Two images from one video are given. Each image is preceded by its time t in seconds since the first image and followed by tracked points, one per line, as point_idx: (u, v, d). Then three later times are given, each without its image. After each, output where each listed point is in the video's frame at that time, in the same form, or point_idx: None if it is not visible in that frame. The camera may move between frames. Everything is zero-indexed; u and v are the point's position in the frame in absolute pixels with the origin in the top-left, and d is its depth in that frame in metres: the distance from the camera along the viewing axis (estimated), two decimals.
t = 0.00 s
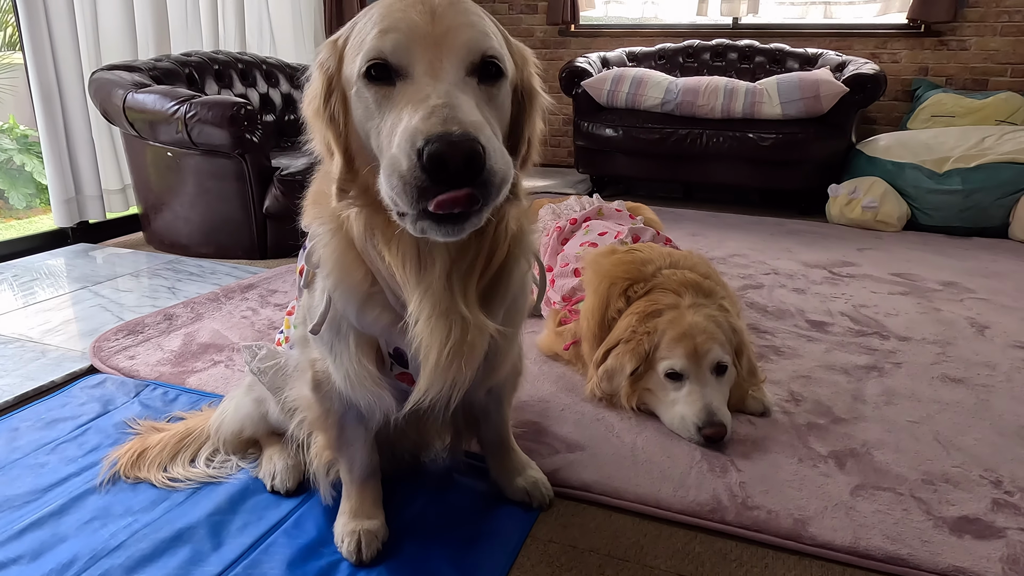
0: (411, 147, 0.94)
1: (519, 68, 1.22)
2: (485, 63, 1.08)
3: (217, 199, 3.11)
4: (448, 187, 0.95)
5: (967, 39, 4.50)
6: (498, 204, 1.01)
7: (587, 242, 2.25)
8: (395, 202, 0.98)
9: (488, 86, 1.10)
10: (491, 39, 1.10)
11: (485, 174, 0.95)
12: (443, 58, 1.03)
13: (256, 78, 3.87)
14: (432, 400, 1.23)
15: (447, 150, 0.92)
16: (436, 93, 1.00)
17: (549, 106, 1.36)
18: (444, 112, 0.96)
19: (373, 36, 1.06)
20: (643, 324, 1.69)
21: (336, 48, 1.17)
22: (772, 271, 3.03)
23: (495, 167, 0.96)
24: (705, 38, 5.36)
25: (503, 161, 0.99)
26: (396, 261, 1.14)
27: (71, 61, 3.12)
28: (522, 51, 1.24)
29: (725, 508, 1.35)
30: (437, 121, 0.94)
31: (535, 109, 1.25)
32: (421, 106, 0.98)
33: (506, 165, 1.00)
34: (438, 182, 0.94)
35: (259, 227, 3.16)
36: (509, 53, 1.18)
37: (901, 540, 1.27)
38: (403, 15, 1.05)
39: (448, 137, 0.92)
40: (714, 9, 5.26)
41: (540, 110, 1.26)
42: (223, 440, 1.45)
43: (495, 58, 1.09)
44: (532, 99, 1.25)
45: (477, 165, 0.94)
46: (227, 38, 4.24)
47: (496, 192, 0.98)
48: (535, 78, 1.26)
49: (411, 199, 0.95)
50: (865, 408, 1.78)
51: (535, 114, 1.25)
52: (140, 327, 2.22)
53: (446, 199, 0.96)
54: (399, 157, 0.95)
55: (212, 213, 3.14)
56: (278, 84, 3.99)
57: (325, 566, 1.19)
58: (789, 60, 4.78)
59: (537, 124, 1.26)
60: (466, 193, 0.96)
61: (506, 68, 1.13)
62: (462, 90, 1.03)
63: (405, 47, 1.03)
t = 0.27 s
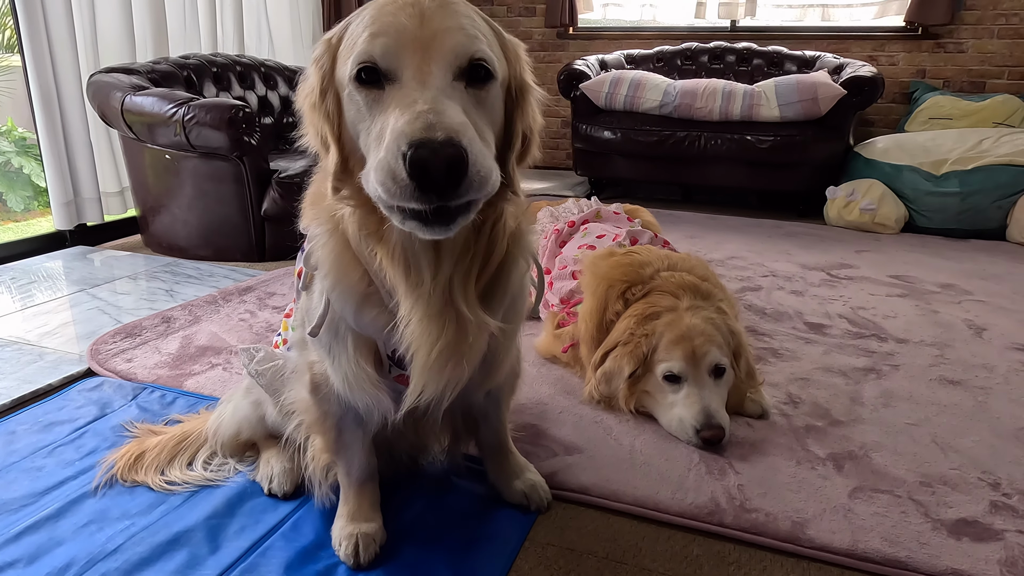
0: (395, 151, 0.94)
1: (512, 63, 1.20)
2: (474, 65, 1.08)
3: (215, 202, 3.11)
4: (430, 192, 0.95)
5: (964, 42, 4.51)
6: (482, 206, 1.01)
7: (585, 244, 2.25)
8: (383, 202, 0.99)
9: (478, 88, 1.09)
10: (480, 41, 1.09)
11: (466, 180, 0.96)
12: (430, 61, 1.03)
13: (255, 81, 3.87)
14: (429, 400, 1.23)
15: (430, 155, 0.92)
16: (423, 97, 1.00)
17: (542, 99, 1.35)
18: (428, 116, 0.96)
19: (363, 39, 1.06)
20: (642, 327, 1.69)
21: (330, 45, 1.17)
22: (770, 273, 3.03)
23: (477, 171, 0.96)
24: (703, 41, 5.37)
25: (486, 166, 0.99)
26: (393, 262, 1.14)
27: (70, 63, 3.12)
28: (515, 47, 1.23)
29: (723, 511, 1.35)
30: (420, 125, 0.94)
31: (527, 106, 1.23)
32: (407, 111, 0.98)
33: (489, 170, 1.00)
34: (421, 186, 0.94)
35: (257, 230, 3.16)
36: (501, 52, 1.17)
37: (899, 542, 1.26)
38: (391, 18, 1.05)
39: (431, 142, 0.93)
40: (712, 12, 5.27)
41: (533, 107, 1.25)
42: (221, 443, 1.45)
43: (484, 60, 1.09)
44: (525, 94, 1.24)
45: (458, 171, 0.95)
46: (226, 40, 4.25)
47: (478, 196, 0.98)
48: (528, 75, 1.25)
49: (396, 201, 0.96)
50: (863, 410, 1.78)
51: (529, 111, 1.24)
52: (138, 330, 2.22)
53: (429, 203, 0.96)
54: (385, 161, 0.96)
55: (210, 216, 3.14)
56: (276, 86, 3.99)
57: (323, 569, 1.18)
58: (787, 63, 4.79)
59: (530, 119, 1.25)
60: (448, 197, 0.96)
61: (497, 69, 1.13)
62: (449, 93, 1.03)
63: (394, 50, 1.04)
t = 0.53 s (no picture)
0: (391, 160, 0.95)
1: (505, 58, 1.20)
2: (468, 64, 1.08)
3: (213, 203, 3.10)
4: (427, 198, 0.96)
5: (962, 43, 4.52)
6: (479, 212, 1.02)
7: (583, 246, 2.25)
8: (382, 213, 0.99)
9: (472, 87, 1.09)
10: (473, 39, 1.09)
11: (462, 186, 0.96)
12: (424, 63, 1.03)
13: (253, 83, 3.87)
14: (426, 400, 1.22)
15: (425, 162, 0.93)
16: (418, 100, 1.00)
17: (536, 92, 1.34)
18: (423, 122, 0.96)
19: (357, 41, 1.06)
20: (639, 328, 1.68)
21: (324, 42, 1.16)
22: (769, 275, 3.03)
23: (473, 177, 0.97)
24: (701, 43, 5.37)
25: (481, 170, 0.99)
26: (389, 262, 1.14)
27: (68, 65, 3.12)
28: (509, 41, 1.22)
29: (721, 513, 1.35)
30: (416, 132, 0.95)
31: (521, 102, 1.23)
32: (402, 115, 0.98)
33: (484, 175, 1.00)
34: (418, 193, 0.95)
35: (255, 231, 3.15)
36: (494, 49, 1.17)
37: (897, 545, 1.26)
38: (385, 18, 1.05)
39: (426, 149, 0.93)
40: (710, 14, 5.28)
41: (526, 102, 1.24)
42: (217, 445, 1.44)
43: (477, 59, 1.09)
44: (519, 87, 1.23)
45: (453, 177, 0.95)
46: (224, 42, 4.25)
47: (474, 203, 0.99)
48: (522, 68, 1.24)
49: (393, 209, 0.96)
50: (861, 412, 1.78)
51: (524, 105, 1.24)
52: (135, 332, 2.21)
53: (425, 209, 0.97)
54: (382, 169, 0.96)
55: (208, 217, 3.13)
56: (274, 88, 3.99)
57: (319, 572, 1.18)
58: (785, 65, 4.79)
59: (525, 113, 1.25)
60: (444, 203, 0.97)
61: (491, 67, 1.12)
62: (444, 95, 1.03)
63: (388, 52, 1.03)
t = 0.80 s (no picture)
0: (386, 167, 0.95)
1: (500, 62, 1.20)
2: (462, 70, 1.08)
3: (211, 205, 3.10)
4: (421, 205, 0.96)
5: (960, 46, 4.53)
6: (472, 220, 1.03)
7: (581, 248, 2.25)
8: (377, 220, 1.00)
9: (467, 93, 1.09)
10: (468, 45, 1.09)
11: (455, 193, 0.97)
12: (419, 70, 1.03)
13: (252, 85, 3.88)
14: (422, 402, 1.22)
15: (418, 169, 0.93)
16: (412, 107, 1.00)
17: (532, 95, 1.34)
18: (417, 129, 0.96)
19: (352, 47, 1.06)
20: (637, 330, 1.68)
21: (320, 47, 1.16)
22: (767, 276, 3.03)
23: (466, 185, 0.98)
24: (700, 45, 5.38)
25: (474, 179, 1.00)
26: (385, 264, 1.14)
27: (67, 67, 3.12)
28: (504, 45, 1.22)
29: (718, 515, 1.35)
30: (409, 139, 0.95)
31: (517, 106, 1.23)
32: (396, 122, 0.99)
33: (477, 183, 1.01)
34: (412, 200, 0.96)
35: (254, 233, 3.16)
36: (489, 54, 1.17)
37: (895, 546, 1.26)
38: (379, 24, 1.05)
39: (420, 156, 0.93)
40: (709, 16, 5.29)
41: (521, 107, 1.25)
42: (214, 446, 1.44)
43: (472, 65, 1.09)
44: (514, 91, 1.23)
45: (446, 184, 0.96)
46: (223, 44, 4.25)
47: (468, 211, 0.99)
48: (517, 72, 1.25)
49: (388, 217, 0.97)
50: (859, 414, 1.78)
51: (519, 109, 1.24)
52: (133, 334, 2.21)
53: (419, 217, 0.97)
54: (377, 176, 0.97)
55: (206, 219, 3.13)
56: (273, 90, 4.00)
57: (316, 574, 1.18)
58: (784, 67, 4.80)
59: (520, 117, 1.25)
60: (437, 212, 0.97)
61: (486, 72, 1.13)
62: (438, 101, 1.03)
63: (383, 58, 1.04)
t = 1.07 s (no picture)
0: (384, 170, 0.95)
1: (503, 66, 1.20)
2: (463, 73, 1.08)
3: (212, 207, 3.10)
4: (418, 207, 0.97)
5: (959, 47, 4.54)
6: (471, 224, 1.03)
7: (582, 250, 2.25)
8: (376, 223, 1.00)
9: (468, 96, 1.10)
10: (469, 48, 1.09)
11: (452, 196, 0.97)
12: (419, 72, 1.03)
13: (252, 86, 3.88)
14: (423, 404, 1.22)
15: (416, 171, 0.93)
16: (412, 109, 1.01)
17: (534, 99, 1.34)
18: (416, 131, 0.96)
19: (353, 49, 1.06)
20: (638, 331, 1.68)
21: (322, 50, 1.16)
22: (768, 278, 3.03)
23: (464, 188, 0.97)
24: (700, 47, 5.38)
25: (472, 182, 1.00)
26: (386, 267, 1.14)
27: (67, 69, 3.12)
28: (507, 50, 1.23)
29: (720, 517, 1.35)
30: (408, 141, 0.95)
31: (519, 110, 1.23)
32: (396, 124, 0.99)
33: (475, 187, 1.01)
34: (409, 202, 0.96)
35: (254, 235, 3.16)
36: (491, 57, 1.17)
37: (896, 548, 1.26)
38: (381, 27, 1.05)
39: (417, 158, 0.93)
40: (709, 18, 5.29)
41: (523, 112, 1.24)
42: (216, 448, 1.44)
43: (473, 68, 1.09)
44: (516, 95, 1.23)
45: (444, 186, 0.96)
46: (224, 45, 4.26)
47: (466, 215, 0.99)
48: (519, 76, 1.24)
49: (386, 219, 0.98)
50: (860, 415, 1.78)
51: (522, 113, 1.24)
52: (134, 335, 2.21)
53: (417, 220, 0.97)
54: (376, 178, 0.97)
55: (207, 221, 3.13)
56: (274, 92, 4.00)
57: None
58: (784, 69, 4.81)
59: (523, 122, 1.24)
60: (435, 214, 0.97)
61: (488, 75, 1.13)
62: (439, 104, 1.03)
63: (383, 61, 1.04)
